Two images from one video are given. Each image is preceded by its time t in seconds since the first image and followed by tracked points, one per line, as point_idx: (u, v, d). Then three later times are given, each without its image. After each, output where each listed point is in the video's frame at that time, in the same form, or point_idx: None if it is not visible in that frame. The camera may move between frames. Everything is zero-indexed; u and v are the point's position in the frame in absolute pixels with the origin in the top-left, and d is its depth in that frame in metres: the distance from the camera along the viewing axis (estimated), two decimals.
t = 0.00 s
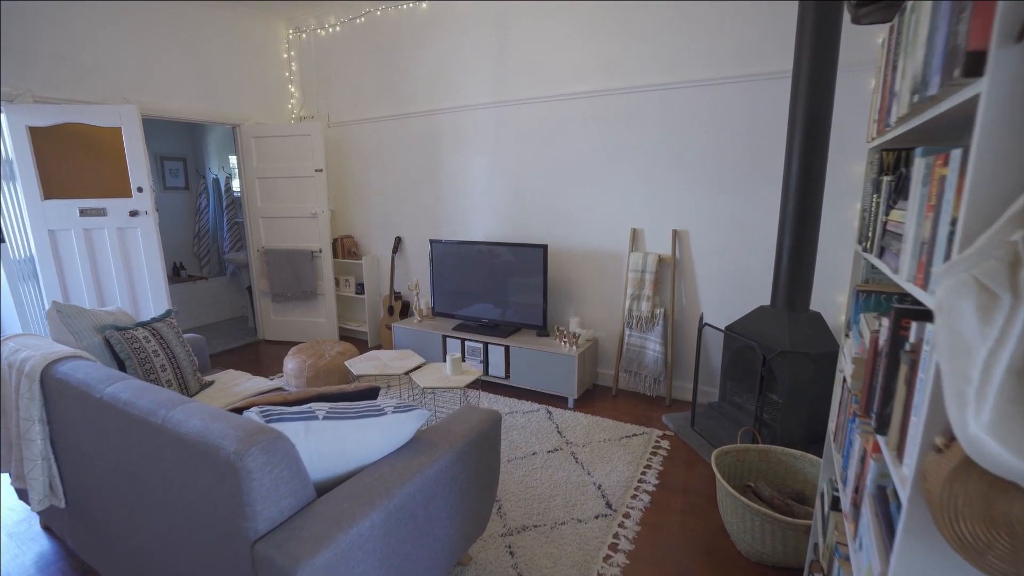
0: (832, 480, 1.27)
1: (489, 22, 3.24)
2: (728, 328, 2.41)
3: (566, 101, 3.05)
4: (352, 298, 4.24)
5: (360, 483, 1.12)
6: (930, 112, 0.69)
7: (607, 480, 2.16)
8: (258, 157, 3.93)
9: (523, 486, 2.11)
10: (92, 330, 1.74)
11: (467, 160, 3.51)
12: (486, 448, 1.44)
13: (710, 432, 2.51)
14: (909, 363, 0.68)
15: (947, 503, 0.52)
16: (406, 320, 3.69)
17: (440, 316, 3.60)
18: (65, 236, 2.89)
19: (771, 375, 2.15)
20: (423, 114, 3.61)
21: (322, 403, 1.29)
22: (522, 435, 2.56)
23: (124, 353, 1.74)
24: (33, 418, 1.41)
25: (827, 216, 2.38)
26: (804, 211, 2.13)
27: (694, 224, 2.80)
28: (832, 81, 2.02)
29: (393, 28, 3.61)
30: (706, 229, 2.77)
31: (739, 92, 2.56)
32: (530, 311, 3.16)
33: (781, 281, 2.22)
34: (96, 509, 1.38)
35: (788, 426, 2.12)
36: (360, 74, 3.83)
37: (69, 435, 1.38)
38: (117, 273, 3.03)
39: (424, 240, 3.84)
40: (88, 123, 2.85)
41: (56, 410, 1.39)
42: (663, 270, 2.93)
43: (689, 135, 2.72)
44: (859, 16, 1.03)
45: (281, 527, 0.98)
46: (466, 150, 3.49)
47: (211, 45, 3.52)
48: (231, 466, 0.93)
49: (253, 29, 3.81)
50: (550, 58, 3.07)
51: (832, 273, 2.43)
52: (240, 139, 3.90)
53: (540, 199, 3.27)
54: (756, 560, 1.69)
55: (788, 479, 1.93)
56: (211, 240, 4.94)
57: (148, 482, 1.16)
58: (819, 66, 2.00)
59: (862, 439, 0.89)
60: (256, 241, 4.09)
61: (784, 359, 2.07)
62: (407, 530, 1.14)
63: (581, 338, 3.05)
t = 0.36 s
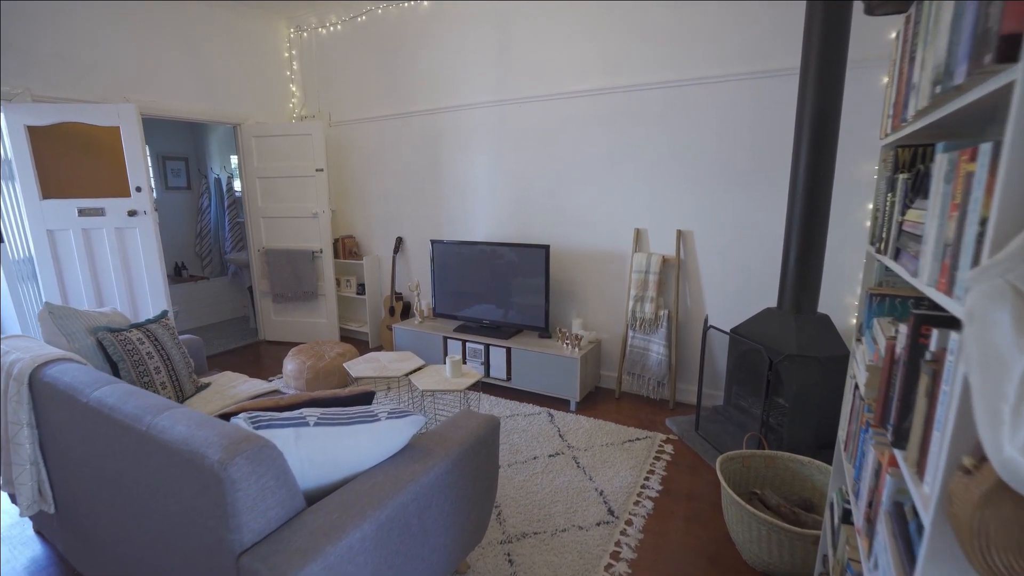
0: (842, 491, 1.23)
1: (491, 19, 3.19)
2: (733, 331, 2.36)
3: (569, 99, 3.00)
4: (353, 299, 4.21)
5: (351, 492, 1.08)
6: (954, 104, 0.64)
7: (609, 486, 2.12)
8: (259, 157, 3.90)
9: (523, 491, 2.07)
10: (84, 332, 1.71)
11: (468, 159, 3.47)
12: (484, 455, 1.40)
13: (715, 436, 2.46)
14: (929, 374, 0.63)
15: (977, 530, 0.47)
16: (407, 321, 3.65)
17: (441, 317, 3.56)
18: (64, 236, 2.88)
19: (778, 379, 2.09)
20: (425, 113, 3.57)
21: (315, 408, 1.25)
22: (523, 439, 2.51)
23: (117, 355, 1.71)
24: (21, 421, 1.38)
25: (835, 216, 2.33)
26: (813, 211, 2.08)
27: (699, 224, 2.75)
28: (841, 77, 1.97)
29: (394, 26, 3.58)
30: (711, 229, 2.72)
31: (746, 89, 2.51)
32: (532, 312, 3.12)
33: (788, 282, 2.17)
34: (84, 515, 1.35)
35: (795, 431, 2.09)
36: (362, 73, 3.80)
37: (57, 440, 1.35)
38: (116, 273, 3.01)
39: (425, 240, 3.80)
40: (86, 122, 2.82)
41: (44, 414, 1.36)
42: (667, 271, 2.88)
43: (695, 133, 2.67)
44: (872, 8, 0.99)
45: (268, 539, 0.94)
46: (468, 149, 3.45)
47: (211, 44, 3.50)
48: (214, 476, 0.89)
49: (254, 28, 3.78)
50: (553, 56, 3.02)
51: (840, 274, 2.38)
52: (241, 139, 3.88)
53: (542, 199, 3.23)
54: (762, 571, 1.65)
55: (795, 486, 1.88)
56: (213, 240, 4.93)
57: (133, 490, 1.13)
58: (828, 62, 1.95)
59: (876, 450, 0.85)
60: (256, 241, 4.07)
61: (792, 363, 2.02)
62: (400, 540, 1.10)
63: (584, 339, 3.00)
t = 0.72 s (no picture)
0: (854, 502, 1.18)
1: (493, 16, 3.15)
2: (739, 333, 2.31)
3: (572, 97, 2.96)
4: (354, 299, 4.19)
5: (342, 501, 1.04)
6: (979, 95, 0.60)
7: (611, 491, 2.07)
8: (260, 156, 3.88)
9: (523, 497, 2.02)
10: (77, 332, 1.68)
11: (470, 158, 3.43)
12: (482, 461, 1.36)
13: (720, 441, 2.42)
14: (955, 388, 0.58)
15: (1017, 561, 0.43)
16: (408, 321, 3.62)
17: (442, 318, 3.53)
18: (62, 235, 2.86)
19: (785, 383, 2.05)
20: (427, 112, 3.53)
21: (308, 413, 1.22)
22: (524, 442, 2.47)
23: (109, 356, 1.67)
24: (9, 424, 1.36)
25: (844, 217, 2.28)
26: (821, 211, 2.02)
27: (704, 224, 2.70)
28: (851, 73, 1.92)
29: (396, 24, 3.54)
30: (716, 229, 2.67)
31: (753, 87, 2.45)
32: (534, 314, 3.08)
33: (795, 284, 2.12)
34: (72, 520, 1.33)
35: (802, 436, 2.03)
36: (363, 72, 3.77)
37: (45, 444, 1.32)
38: (115, 273, 2.99)
39: (426, 240, 3.77)
40: (84, 121, 2.80)
41: (32, 417, 1.33)
42: (671, 272, 2.84)
43: (700, 132, 2.62)
44: None
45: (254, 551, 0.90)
46: (470, 148, 3.41)
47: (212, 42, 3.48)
48: (198, 485, 0.86)
49: (255, 26, 3.75)
50: (556, 53, 2.98)
51: (849, 276, 2.32)
52: (242, 137, 3.86)
53: (545, 198, 3.19)
54: None
55: (803, 494, 1.83)
56: (214, 239, 4.91)
57: (119, 497, 1.10)
58: (838, 57, 1.90)
59: (892, 464, 0.80)
60: (257, 241, 4.05)
61: (799, 366, 1.97)
62: (393, 551, 1.06)
63: (586, 341, 2.96)
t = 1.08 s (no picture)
0: (872, 517, 1.12)
1: (498, 12, 3.10)
2: (748, 336, 2.24)
3: (577, 94, 2.90)
4: (358, 299, 4.16)
5: (332, 513, 0.99)
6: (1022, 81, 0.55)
7: (615, 498, 2.02)
8: (263, 155, 3.86)
9: (525, 503, 1.97)
10: (71, 334, 1.65)
11: (474, 157, 3.39)
12: (480, 469, 1.31)
13: (729, 447, 2.35)
14: (996, 404, 0.53)
15: None
16: (410, 322, 3.58)
17: (445, 319, 3.48)
18: (63, 235, 2.85)
19: (796, 389, 1.98)
20: (430, 110, 3.49)
21: (299, 420, 1.17)
22: (527, 446, 2.42)
23: (103, 358, 1.64)
24: None
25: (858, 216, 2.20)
26: (834, 210, 1.95)
27: (712, 224, 2.63)
28: (867, 67, 1.85)
29: (399, 21, 3.50)
30: (725, 229, 2.60)
31: (764, 83, 2.38)
32: (538, 315, 3.03)
33: (807, 286, 2.05)
34: (60, 527, 1.29)
35: (814, 443, 1.96)
36: (367, 71, 3.74)
37: (32, 448, 1.29)
38: (116, 274, 2.98)
39: (430, 240, 3.73)
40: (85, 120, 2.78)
41: (20, 420, 1.30)
42: (678, 273, 2.77)
43: (709, 130, 2.55)
44: None
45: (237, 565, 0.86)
46: (474, 147, 3.36)
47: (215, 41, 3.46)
48: (177, 497, 0.82)
49: (258, 25, 3.72)
50: (561, 50, 2.92)
51: (863, 278, 2.25)
52: (244, 137, 3.84)
53: (550, 198, 3.13)
54: None
55: (815, 503, 1.76)
56: (219, 239, 4.91)
57: (102, 506, 1.06)
58: (853, 50, 1.83)
59: (919, 484, 0.75)
60: (260, 241, 4.02)
61: (811, 371, 1.90)
62: (385, 565, 1.01)
63: (591, 343, 2.90)
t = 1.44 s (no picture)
0: (884, 529, 1.08)
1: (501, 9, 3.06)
2: (754, 339, 2.20)
3: (581, 92, 2.86)
4: (360, 299, 4.14)
5: (322, 521, 0.96)
6: None
7: (618, 503, 1.98)
8: (265, 155, 3.86)
9: (526, 508, 1.94)
10: (66, 335, 1.64)
11: (477, 157, 3.36)
12: (478, 475, 1.27)
13: (734, 451, 2.31)
14: None
15: None
16: (412, 323, 3.56)
17: (447, 320, 3.46)
18: (64, 234, 2.85)
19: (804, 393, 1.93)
20: (433, 109, 3.46)
21: (291, 424, 1.15)
22: (529, 449, 2.39)
23: (97, 359, 1.62)
24: None
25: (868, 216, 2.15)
26: (844, 210, 1.91)
27: (718, 223, 2.58)
28: (878, 63, 1.80)
29: (402, 19, 3.47)
30: (731, 229, 2.55)
31: (771, 80, 2.33)
32: (541, 317, 3.00)
33: (815, 288, 2.01)
34: (50, 531, 1.27)
35: (822, 449, 1.92)
36: (369, 70, 3.72)
37: (23, 451, 1.27)
38: (117, 273, 2.97)
39: (432, 240, 3.70)
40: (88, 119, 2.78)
41: (11, 423, 1.28)
42: (683, 273, 2.73)
43: (715, 128, 2.51)
44: None
45: None
46: (477, 146, 3.33)
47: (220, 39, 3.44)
48: (160, 506, 0.79)
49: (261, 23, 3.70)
50: (565, 47, 2.88)
51: (873, 279, 2.19)
52: (247, 136, 3.83)
53: (553, 197, 3.09)
54: None
55: (823, 510, 1.72)
56: (222, 238, 4.90)
57: (90, 512, 1.04)
58: (863, 46, 1.79)
59: (937, 498, 0.71)
60: (262, 240, 4.01)
61: (819, 375, 1.86)
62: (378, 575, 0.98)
63: (594, 345, 2.86)
